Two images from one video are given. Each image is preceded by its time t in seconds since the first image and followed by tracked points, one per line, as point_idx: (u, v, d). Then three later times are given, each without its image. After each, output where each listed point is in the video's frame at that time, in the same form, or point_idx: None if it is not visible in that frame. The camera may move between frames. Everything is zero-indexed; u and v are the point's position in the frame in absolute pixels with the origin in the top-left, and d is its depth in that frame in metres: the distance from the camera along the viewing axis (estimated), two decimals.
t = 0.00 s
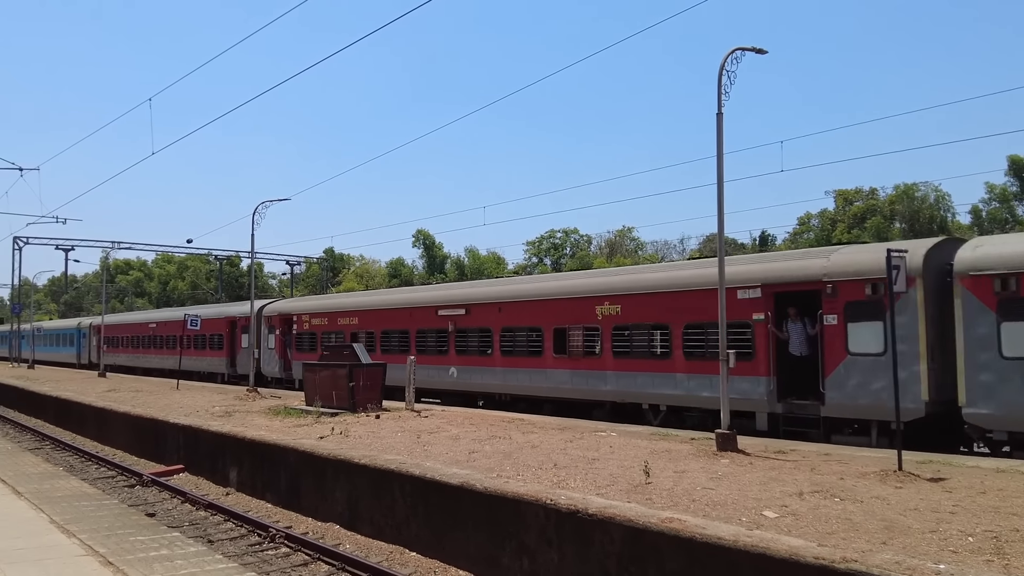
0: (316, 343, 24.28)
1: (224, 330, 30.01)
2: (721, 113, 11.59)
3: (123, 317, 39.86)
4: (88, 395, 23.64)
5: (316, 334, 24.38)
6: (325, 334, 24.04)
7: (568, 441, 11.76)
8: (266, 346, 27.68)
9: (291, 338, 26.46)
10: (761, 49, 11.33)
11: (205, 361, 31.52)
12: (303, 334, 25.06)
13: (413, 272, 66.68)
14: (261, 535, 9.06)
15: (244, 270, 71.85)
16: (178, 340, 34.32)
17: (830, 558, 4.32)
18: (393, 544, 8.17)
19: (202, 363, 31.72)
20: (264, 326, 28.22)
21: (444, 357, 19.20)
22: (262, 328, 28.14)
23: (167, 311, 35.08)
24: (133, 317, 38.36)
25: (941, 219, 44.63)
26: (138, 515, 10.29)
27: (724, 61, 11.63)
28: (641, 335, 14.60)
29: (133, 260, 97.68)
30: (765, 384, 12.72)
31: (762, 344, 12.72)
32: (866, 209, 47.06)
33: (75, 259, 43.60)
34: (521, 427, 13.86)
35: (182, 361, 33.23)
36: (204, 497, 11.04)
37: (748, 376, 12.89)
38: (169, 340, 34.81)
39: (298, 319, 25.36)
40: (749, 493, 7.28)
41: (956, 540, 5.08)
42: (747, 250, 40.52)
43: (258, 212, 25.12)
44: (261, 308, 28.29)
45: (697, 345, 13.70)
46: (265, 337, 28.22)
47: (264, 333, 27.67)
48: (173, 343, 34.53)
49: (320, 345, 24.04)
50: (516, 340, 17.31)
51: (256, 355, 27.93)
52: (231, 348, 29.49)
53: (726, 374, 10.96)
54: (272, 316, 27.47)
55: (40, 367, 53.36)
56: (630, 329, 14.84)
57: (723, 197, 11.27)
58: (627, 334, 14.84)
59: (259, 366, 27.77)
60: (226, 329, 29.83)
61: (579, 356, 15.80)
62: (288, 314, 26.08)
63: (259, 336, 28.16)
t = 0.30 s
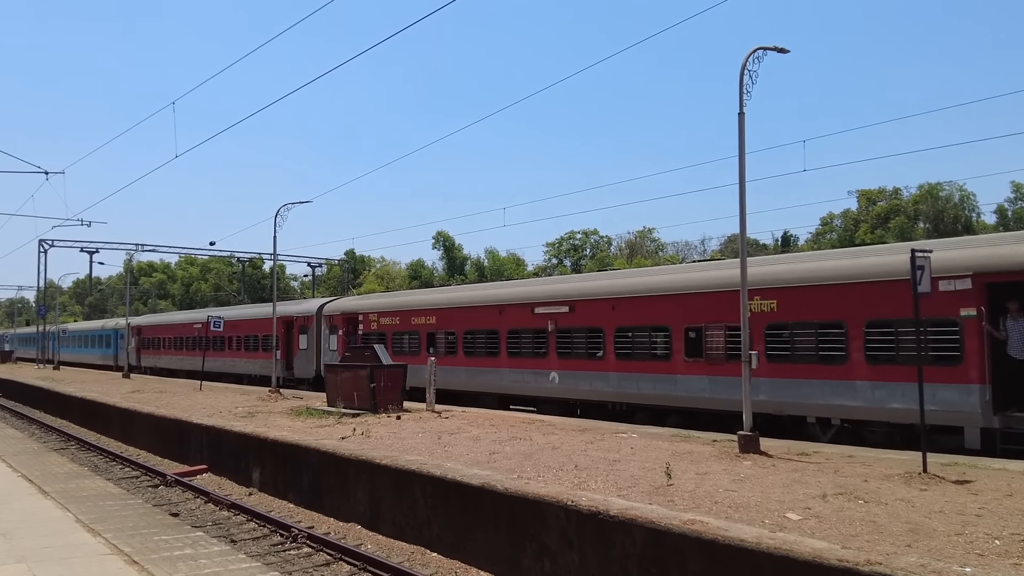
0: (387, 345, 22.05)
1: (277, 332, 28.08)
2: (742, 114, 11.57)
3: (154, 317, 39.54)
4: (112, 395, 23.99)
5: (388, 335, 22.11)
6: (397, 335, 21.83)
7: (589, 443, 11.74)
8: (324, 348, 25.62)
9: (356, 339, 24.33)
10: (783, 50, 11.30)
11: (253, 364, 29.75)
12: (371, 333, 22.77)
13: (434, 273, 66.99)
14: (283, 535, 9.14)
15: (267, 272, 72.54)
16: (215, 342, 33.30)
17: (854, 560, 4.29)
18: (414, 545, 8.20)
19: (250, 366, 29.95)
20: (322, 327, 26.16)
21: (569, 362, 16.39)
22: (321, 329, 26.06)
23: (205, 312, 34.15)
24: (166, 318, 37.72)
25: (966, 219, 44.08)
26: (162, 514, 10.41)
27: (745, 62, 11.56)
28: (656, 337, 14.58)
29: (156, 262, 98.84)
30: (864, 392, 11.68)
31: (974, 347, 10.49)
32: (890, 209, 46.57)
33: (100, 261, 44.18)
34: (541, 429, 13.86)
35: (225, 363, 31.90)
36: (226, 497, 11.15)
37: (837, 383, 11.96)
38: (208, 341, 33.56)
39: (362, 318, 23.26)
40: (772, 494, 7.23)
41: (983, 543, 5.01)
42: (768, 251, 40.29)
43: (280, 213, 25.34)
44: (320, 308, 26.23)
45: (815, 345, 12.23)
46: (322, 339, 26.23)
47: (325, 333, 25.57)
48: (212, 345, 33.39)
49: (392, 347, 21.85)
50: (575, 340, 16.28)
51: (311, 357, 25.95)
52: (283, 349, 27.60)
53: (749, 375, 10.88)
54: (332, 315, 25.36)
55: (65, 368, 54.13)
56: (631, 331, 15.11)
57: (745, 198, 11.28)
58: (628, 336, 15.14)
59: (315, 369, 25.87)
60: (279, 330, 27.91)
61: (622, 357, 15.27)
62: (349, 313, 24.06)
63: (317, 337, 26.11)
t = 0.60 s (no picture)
0: (466, 346, 20.00)
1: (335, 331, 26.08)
2: (763, 113, 11.53)
3: (186, 318, 38.96)
4: (134, 396, 24.33)
5: (467, 335, 20.04)
6: (478, 335, 19.74)
7: (609, 444, 11.72)
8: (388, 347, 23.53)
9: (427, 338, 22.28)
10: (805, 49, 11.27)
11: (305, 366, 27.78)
12: (446, 334, 20.71)
13: (453, 274, 67.17)
14: (304, 535, 9.22)
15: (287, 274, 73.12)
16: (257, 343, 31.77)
17: (877, 562, 4.27)
18: (434, 545, 8.24)
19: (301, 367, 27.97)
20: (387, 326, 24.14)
21: (594, 363, 16.29)
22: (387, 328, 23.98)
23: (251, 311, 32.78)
24: (202, 317, 36.52)
25: (991, 219, 43.47)
26: (185, 513, 10.55)
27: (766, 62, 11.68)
28: (681, 338, 14.51)
29: (179, 264, 99.93)
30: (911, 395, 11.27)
31: None
32: (913, 208, 46.00)
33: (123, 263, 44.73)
34: (561, 429, 13.86)
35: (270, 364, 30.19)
36: (248, 497, 11.26)
37: (875, 385, 11.69)
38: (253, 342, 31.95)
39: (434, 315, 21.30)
40: (794, 496, 7.18)
41: (1010, 546, 4.95)
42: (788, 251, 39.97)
43: (300, 216, 25.59)
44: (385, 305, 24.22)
45: (863, 343, 11.83)
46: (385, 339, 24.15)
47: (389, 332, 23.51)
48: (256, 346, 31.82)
49: (471, 348, 19.76)
50: (636, 342, 15.40)
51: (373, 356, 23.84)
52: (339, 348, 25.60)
53: (769, 376, 10.83)
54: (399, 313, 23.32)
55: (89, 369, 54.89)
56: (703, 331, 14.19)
57: (766, 197, 11.25)
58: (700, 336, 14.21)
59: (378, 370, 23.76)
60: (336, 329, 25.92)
61: (637, 359, 15.38)
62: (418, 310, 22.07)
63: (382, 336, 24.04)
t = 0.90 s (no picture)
0: (555, 347, 17.74)
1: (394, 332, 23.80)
2: (779, 112, 11.47)
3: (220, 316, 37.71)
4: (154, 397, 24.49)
5: (555, 335, 17.78)
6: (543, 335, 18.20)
7: (625, 445, 11.69)
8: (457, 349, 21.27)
9: (504, 340, 19.97)
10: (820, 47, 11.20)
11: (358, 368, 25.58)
12: (529, 332, 18.49)
13: (469, 275, 67.26)
14: (321, 535, 9.27)
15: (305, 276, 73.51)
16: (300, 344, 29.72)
17: (894, 563, 4.23)
18: (450, 545, 8.26)
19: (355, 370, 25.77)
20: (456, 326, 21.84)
21: (609, 363, 16.26)
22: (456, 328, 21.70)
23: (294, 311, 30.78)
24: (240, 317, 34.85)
25: (1013, 218, 42.94)
26: (203, 513, 10.64)
27: (781, 61, 11.65)
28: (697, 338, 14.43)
29: (197, 266, 100.89)
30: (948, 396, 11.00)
31: None
32: (933, 208, 45.54)
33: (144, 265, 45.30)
34: (576, 430, 13.84)
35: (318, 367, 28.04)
36: (266, 497, 11.33)
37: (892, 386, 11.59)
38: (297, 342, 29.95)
39: (515, 313, 19.01)
40: (811, 498, 7.13)
41: None
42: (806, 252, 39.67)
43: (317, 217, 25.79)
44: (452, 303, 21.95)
45: (896, 346, 11.56)
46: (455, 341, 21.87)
47: (459, 332, 21.22)
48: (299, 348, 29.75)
49: (560, 351, 17.57)
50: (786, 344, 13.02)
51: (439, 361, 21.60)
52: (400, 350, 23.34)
53: (786, 377, 10.75)
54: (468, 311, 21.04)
55: (110, 369, 55.51)
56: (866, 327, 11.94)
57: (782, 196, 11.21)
58: (862, 331, 11.96)
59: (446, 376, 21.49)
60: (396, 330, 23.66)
61: (653, 360, 15.30)
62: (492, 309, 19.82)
63: (451, 337, 21.75)
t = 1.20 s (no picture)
0: (656, 349, 15.23)
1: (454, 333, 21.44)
2: (789, 113, 11.45)
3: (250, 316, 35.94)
4: (167, 398, 24.68)
5: (657, 334, 15.26)
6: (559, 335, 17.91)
7: (635, 446, 11.68)
8: (532, 350, 18.87)
9: (591, 340, 17.51)
10: (831, 47, 11.17)
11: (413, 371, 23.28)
12: (624, 332, 15.96)
13: (480, 277, 67.40)
14: (331, 536, 9.30)
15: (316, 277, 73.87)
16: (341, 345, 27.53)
17: (905, 566, 4.21)
18: (460, 546, 8.27)
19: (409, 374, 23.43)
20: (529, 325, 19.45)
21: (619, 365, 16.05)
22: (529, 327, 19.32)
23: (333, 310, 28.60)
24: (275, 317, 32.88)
25: None
26: (214, 514, 10.71)
27: (792, 61, 11.63)
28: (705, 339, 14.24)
29: (209, 268, 101.54)
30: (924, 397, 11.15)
31: None
32: (947, 208, 45.27)
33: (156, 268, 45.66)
34: (587, 432, 13.83)
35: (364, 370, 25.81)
36: (277, 497, 11.38)
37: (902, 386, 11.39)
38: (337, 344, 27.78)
39: (605, 310, 16.53)
40: (822, 499, 7.09)
41: None
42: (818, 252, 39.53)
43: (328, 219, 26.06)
44: (524, 300, 19.55)
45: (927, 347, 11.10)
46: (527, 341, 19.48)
47: (534, 332, 18.78)
48: (341, 349, 27.53)
49: (664, 353, 15.04)
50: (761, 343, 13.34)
51: (511, 365, 19.28)
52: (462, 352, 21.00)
53: (797, 379, 10.69)
54: (542, 309, 18.60)
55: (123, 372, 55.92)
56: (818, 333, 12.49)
57: (793, 198, 11.25)
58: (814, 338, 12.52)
59: (518, 381, 19.14)
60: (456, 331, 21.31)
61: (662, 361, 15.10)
62: (576, 307, 17.41)
63: (522, 337, 19.36)
